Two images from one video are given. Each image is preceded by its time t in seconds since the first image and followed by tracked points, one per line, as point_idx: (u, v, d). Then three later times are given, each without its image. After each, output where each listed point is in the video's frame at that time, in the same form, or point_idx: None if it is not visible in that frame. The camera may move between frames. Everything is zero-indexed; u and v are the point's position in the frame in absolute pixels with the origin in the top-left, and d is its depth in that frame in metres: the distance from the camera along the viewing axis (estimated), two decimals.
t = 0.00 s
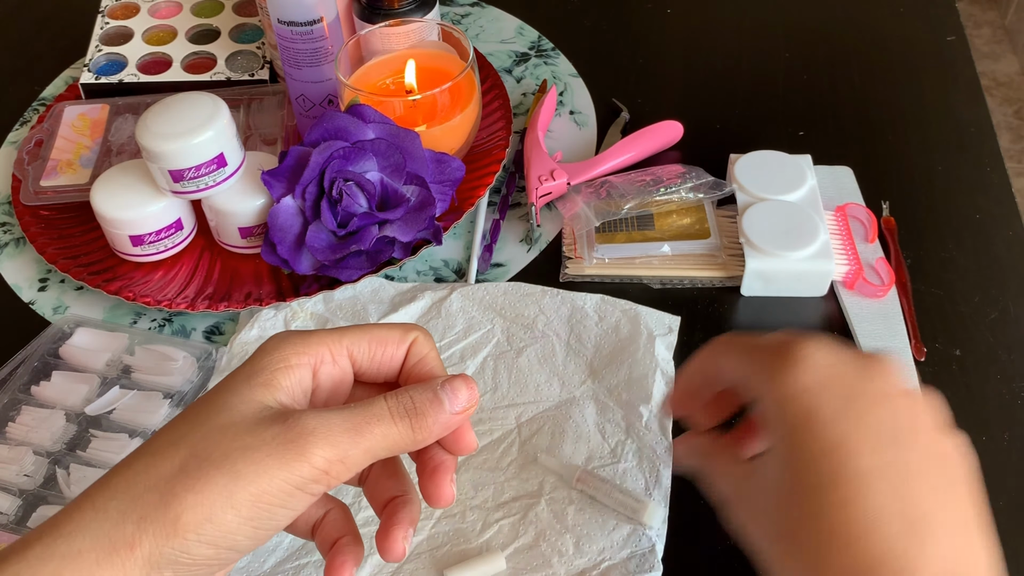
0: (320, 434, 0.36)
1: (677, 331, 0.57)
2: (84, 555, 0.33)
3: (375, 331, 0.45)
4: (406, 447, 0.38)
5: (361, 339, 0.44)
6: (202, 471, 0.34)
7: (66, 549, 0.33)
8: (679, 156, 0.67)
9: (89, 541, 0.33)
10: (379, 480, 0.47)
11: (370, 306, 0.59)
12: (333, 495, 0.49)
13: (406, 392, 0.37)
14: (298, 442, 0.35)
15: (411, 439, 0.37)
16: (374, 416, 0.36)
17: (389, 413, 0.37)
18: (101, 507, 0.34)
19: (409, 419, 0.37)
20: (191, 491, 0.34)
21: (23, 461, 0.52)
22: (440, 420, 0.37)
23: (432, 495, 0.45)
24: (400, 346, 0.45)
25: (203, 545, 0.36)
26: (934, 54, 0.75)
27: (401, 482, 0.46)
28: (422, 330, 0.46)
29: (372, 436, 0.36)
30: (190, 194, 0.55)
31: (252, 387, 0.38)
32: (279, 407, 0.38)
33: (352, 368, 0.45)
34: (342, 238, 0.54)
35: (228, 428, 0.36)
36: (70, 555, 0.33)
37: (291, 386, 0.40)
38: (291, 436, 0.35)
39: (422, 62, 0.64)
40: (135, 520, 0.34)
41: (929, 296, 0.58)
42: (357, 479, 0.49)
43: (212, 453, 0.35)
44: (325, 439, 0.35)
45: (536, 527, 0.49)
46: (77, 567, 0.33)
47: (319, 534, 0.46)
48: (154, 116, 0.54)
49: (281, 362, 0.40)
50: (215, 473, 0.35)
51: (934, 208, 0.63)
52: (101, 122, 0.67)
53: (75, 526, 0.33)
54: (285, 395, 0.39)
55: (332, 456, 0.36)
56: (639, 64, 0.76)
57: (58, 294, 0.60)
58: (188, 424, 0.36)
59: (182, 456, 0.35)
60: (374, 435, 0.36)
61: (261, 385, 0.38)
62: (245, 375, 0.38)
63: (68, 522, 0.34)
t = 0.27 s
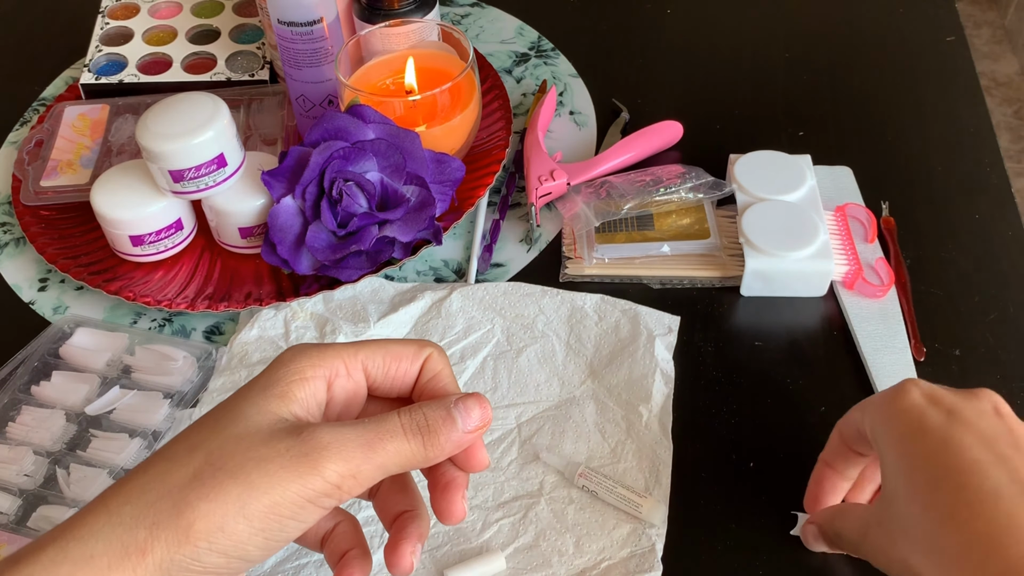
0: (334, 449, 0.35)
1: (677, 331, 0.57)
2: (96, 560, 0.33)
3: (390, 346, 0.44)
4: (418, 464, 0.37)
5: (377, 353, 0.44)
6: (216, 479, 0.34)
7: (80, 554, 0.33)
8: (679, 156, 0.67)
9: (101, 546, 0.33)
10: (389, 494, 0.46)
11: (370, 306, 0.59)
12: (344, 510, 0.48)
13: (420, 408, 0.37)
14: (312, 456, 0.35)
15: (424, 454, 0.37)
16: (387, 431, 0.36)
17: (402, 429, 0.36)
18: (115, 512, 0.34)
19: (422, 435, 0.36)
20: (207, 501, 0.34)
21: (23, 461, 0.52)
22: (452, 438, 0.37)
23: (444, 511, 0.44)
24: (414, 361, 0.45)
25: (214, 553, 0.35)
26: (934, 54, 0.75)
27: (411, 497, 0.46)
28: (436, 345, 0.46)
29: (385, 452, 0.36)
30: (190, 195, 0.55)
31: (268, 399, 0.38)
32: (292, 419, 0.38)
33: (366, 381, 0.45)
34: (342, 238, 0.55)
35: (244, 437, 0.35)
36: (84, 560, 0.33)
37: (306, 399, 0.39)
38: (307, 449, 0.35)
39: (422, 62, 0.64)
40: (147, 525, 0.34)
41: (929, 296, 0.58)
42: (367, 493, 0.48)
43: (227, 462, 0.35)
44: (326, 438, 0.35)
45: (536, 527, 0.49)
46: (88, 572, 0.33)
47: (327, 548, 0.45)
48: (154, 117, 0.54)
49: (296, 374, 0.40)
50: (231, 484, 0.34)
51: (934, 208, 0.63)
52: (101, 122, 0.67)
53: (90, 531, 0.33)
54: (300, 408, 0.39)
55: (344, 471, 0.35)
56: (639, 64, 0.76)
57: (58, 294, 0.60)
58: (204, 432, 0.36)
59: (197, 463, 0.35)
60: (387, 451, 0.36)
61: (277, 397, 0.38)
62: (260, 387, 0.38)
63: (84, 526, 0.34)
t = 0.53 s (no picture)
0: (336, 458, 0.35)
1: (677, 331, 0.57)
2: (93, 566, 0.33)
3: (396, 353, 0.44)
4: (422, 473, 0.37)
5: (382, 360, 0.44)
6: (214, 487, 0.34)
7: (78, 560, 0.33)
8: (679, 156, 0.67)
9: (98, 553, 0.33)
10: (392, 503, 0.46)
11: (370, 306, 0.59)
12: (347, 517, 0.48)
13: (425, 418, 0.37)
14: (314, 466, 0.35)
15: (428, 465, 0.37)
16: (391, 442, 0.36)
17: (406, 440, 0.36)
18: (113, 518, 0.34)
19: (425, 445, 0.36)
20: (207, 508, 0.34)
21: (23, 461, 0.52)
22: (456, 448, 0.37)
23: (449, 521, 0.44)
24: (420, 369, 0.45)
25: (212, 562, 0.35)
26: (934, 54, 0.75)
27: (416, 506, 0.46)
28: (442, 352, 0.46)
29: (388, 462, 0.36)
30: (190, 195, 0.55)
31: (271, 405, 0.38)
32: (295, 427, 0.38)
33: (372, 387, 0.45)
34: (342, 238, 0.55)
35: (246, 444, 0.36)
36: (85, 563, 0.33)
37: (310, 405, 0.40)
38: (309, 457, 0.35)
39: (422, 62, 0.64)
40: (145, 532, 0.34)
41: (929, 296, 0.58)
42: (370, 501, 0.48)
43: (224, 469, 0.35)
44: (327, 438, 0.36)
45: (536, 527, 0.49)
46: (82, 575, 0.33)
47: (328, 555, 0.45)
48: (154, 116, 0.54)
49: (301, 380, 0.40)
50: (229, 492, 0.34)
51: (934, 208, 0.63)
52: (101, 122, 0.67)
53: (87, 537, 0.34)
54: (303, 414, 0.39)
55: (346, 481, 0.35)
56: (638, 64, 0.76)
57: (58, 294, 0.60)
58: (203, 440, 0.36)
59: (197, 470, 0.35)
60: (391, 461, 0.36)
61: (281, 404, 0.38)
62: (264, 392, 0.38)
63: (80, 532, 0.34)
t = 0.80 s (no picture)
0: (341, 458, 0.35)
1: (677, 330, 0.57)
2: (99, 564, 0.33)
3: (401, 352, 0.45)
4: (428, 472, 0.37)
5: (388, 359, 0.44)
6: (220, 485, 0.34)
7: (82, 558, 0.33)
8: (679, 156, 0.67)
9: (104, 550, 0.33)
10: (397, 503, 0.46)
11: (370, 306, 0.59)
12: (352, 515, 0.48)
13: (432, 416, 0.37)
14: (320, 465, 0.35)
15: (433, 464, 0.37)
16: (397, 441, 0.36)
17: (412, 438, 0.36)
18: (119, 517, 0.34)
19: (431, 444, 0.36)
20: (213, 507, 0.34)
21: (23, 461, 0.52)
22: (462, 448, 0.37)
23: (455, 521, 0.44)
24: (426, 368, 0.45)
25: (217, 559, 0.35)
26: (934, 54, 0.75)
27: (422, 506, 0.46)
28: (447, 352, 0.46)
29: (394, 461, 0.36)
30: (191, 195, 0.55)
31: (276, 404, 0.38)
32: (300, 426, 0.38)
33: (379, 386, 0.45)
34: (342, 238, 0.55)
35: (251, 444, 0.36)
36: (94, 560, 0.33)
37: (315, 404, 0.40)
38: (314, 458, 0.35)
39: (422, 62, 0.64)
40: (144, 531, 0.34)
41: (929, 296, 0.58)
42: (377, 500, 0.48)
43: (229, 468, 0.35)
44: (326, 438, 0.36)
45: (536, 527, 0.49)
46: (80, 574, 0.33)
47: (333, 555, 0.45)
48: (154, 116, 0.54)
49: (307, 379, 0.40)
50: (235, 492, 0.34)
51: (934, 208, 0.63)
52: (101, 122, 0.67)
53: (92, 535, 0.33)
54: (309, 413, 0.39)
55: (352, 480, 0.35)
56: (638, 64, 0.76)
57: (58, 294, 0.60)
58: (210, 438, 0.36)
59: (203, 468, 0.35)
60: (397, 460, 0.36)
61: (286, 403, 0.38)
62: (270, 391, 0.39)
63: (86, 530, 0.34)
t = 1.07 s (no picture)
0: (326, 462, 0.35)
1: (677, 331, 0.57)
2: (77, 558, 0.33)
3: (397, 350, 0.44)
4: (420, 475, 0.37)
5: (382, 357, 0.44)
6: (202, 480, 0.34)
7: (61, 551, 0.33)
8: (679, 157, 0.67)
9: (83, 544, 0.33)
10: (395, 503, 0.47)
11: (370, 306, 0.59)
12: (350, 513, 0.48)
13: (424, 419, 0.36)
14: (303, 471, 0.35)
15: (422, 469, 0.36)
16: (384, 446, 0.35)
17: (400, 443, 0.35)
18: (115, 514, 0.34)
19: (420, 449, 0.36)
20: (192, 505, 0.34)
21: (23, 461, 0.52)
22: (455, 452, 0.36)
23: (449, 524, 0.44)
24: (423, 366, 0.45)
25: (197, 558, 0.35)
26: (934, 54, 0.75)
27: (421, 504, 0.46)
28: (446, 351, 0.46)
29: (385, 465, 0.35)
30: (191, 195, 0.55)
31: (265, 402, 0.38)
32: (289, 424, 0.38)
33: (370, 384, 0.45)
34: (342, 238, 0.55)
35: (236, 443, 0.35)
36: (74, 551, 0.33)
37: (304, 402, 0.39)
38: (298, 460, 0.35)
39: (422, 62, 0.64)
40: (140, 529, 0.34)
41: (929, 296, 0.58)
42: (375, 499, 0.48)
43: (213, 466, 0.35)
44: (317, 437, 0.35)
45: (536, 527, 0.49)
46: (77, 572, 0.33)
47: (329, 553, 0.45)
48: (154, 116, 0.54)
49: (296, 377, 0.40)
50: (217, 492, 0.34)
51: (934, 208, 0.63)
52: (101, 122, 0.67)
53: (75, 527, 0.34)
54: (297, 410, 0.39)
55: (339, 485, 0.35)
56: (639, 64, 0.76)
57: (57, 294, 0.60)
58: (198, 433, 0.36)
59: (186, 464, 0.35)
60: (386, 464, 0.35)
61: (275, 401, 0.38)
62: (260, 387, 0.38)
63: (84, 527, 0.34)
